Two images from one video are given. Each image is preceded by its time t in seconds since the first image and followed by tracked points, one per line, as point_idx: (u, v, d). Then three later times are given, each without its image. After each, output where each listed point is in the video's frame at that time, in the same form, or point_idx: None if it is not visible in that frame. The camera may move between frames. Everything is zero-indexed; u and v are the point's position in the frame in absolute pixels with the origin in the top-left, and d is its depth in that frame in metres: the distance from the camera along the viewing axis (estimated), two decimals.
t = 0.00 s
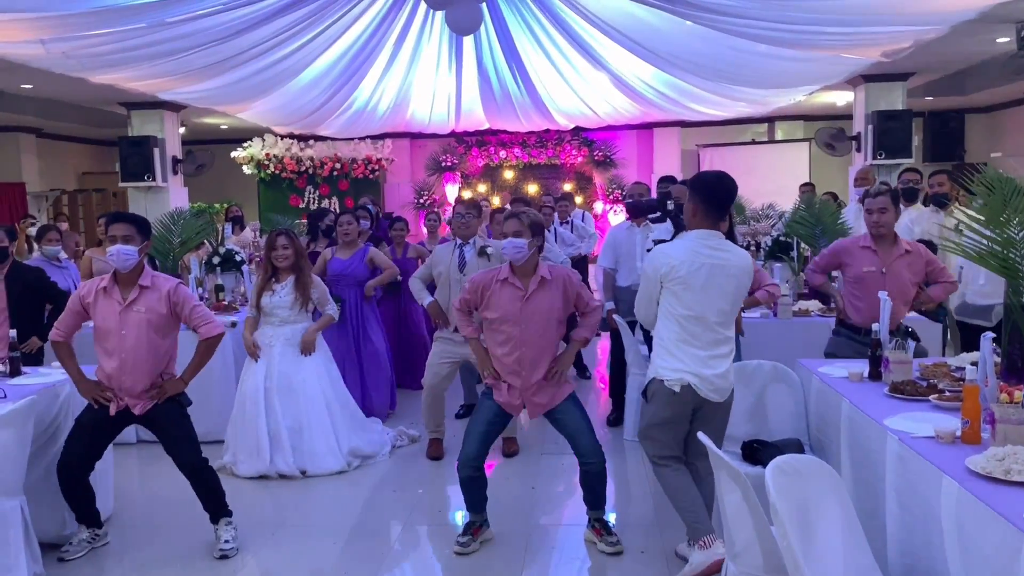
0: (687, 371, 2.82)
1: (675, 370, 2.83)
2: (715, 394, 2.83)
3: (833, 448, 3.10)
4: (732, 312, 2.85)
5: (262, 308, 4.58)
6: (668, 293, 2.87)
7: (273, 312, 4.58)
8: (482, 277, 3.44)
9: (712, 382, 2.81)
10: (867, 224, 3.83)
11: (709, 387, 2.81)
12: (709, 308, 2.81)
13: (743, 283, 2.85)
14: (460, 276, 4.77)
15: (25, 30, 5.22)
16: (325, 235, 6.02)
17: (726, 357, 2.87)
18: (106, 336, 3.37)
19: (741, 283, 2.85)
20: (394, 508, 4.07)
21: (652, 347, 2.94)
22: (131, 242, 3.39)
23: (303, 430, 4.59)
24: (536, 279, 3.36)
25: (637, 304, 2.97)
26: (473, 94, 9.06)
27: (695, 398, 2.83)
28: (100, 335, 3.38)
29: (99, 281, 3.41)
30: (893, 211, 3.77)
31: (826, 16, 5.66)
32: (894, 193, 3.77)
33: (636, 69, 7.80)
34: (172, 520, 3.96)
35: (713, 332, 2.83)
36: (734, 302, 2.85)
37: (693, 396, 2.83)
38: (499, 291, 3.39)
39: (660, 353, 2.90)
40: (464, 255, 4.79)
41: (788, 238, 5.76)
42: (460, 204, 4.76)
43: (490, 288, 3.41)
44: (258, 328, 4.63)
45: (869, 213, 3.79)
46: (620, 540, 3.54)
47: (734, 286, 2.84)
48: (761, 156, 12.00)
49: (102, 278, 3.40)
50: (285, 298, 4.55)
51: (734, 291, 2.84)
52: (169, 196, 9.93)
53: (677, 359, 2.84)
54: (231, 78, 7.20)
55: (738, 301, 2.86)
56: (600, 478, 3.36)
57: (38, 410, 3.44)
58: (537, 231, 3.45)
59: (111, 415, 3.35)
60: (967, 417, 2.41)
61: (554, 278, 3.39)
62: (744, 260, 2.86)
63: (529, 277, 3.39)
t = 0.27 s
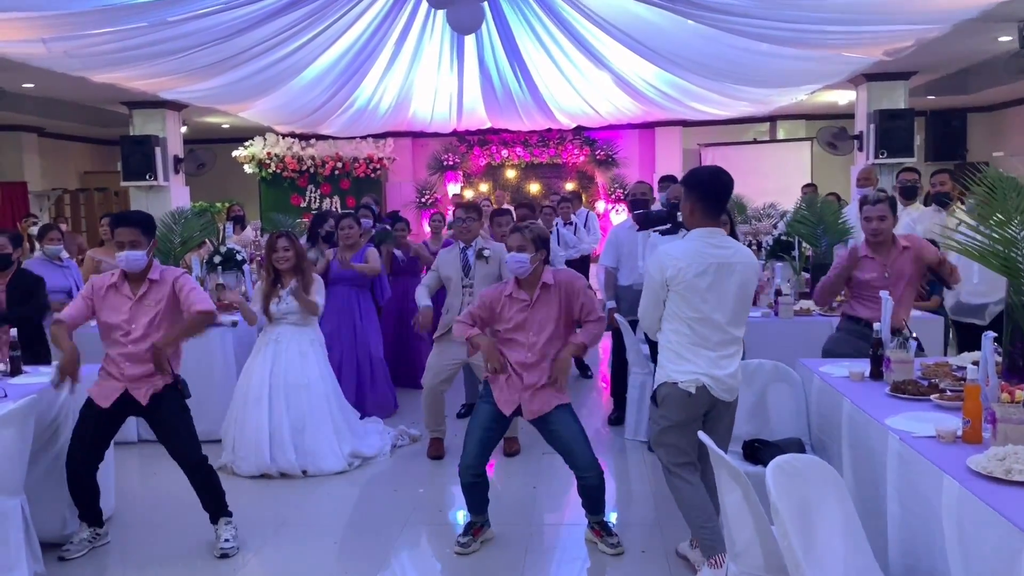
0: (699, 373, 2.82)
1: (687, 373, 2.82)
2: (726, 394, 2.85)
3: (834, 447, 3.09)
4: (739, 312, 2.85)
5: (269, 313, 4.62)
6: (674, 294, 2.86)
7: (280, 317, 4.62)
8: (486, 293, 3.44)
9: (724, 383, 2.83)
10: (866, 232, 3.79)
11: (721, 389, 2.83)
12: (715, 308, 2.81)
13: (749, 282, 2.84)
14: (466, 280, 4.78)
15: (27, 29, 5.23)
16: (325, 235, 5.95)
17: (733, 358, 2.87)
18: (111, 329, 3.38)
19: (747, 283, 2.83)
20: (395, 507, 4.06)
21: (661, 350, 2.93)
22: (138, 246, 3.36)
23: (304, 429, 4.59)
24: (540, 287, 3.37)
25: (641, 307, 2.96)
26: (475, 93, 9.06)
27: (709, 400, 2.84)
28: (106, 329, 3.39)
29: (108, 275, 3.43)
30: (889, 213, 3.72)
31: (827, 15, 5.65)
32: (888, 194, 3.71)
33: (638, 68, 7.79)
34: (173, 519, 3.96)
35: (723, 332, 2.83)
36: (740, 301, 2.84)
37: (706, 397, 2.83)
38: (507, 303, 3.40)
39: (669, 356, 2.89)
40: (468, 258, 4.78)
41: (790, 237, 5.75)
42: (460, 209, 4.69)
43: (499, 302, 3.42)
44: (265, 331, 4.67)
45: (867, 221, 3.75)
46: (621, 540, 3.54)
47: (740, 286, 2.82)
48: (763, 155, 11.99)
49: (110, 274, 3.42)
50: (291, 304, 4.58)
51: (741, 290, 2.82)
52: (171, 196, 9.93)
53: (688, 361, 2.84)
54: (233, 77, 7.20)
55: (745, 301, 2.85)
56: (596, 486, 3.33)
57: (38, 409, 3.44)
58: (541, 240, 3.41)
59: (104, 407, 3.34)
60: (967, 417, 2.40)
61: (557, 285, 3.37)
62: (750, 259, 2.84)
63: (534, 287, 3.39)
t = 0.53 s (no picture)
0: (710, 383, 2.80)
1: (697, 383, 2.80)
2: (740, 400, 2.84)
3: (834, 445, 3.09)
4: (747, 317, 2.83)
5: (265, 304, 4.60)
6: (680, 302, 2.81)
7: (275, 309, 4.60)
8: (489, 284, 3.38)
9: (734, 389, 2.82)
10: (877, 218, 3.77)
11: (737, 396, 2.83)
12: (721, 313, 2.78)
13: (755, 284, 2.82)
14: (462, 266, 4.75)
15: (26, 28, 5.22)
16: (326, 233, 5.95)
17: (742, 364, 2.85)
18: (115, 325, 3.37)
19: (752, 284, 2.81)
20: (396, 505, 4.06)
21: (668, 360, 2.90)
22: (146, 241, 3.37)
23: (304, 428, 4.59)
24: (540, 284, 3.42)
25: (646, 316, 2.90)
26: (475, 92, 9.06)
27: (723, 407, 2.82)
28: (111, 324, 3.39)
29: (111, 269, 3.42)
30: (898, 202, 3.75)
31: (827, 13, 5.64)
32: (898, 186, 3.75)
33: (638, 66, 7.79)
34: (173, 518, 3.96)
35: (731, 339, 2.81)
36: (748, 304, 2.82)
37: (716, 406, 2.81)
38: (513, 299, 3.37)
39: (679, 366, 2.85)
40: (466, 246, 4.80)
41: (790, 235, 5.75)
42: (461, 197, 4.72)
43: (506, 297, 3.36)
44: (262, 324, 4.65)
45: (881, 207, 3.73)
46: (621, 538, 3.53)
47: (747, 288, 2.80)
48: (763, 154, 11.98)
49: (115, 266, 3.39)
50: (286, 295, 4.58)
51: (747, 293, 2.80)
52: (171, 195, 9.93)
53: (699, 371, 2.81)
54: (232, 76, 7.19)
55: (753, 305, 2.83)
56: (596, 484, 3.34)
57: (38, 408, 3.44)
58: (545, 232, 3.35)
59: (119, 410, 3.33)
60: (968, 415, 2.40)
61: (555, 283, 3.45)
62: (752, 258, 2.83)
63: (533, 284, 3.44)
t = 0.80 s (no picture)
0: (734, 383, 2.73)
1: (725, 384, 2.72)
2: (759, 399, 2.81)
3: (838, 443, 3.09)
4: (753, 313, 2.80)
5: (270, 305, 4.60)
6: (702, 301, 2.71)
7: (280, 309, 4.61)
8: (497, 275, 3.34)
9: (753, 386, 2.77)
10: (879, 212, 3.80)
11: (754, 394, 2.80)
12: (740, 310, 2.72)
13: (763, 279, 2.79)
14: (468, 265, 4.73)
15: (30, 28, 5.23)
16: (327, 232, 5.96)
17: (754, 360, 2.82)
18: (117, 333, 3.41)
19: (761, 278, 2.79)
20: (400, 504, 4.07)
21: (690, 362, 2.78)
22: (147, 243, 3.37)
23: (308, 426, 4.60)
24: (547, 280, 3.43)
25: (666, 317, 2.74)
26: (477, 91, 9.06)
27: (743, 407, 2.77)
28: (115, 331, 3.43)
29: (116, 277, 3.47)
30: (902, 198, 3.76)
31: (831, 11, 5.64)
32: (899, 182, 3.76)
33: (641, 65, 7.78)
34: (178, 517, 3.97)
35: (745, 336, 2.76)
36: (757, 299, 2.78)
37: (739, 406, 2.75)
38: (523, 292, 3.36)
39: (704, 367, 2.75)
40: (470, 246, 4.77)
41: (793, 234, 5.75)
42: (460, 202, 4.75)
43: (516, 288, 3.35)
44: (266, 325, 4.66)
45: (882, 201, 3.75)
46: (626, 537, 3.54)
47: (757, 284, 2.77)
48: (766, 152, 11.97)
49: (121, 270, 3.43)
50: (292, 297, 4.58)
51: (757, 288, 2.77)
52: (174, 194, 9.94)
53: (725, 370, 2.74)
54: (236, 75, 7.20)
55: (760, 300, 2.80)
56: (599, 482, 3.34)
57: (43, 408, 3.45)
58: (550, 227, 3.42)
59: (114, 415, 3.36)
60: (972, 413, 2.41)
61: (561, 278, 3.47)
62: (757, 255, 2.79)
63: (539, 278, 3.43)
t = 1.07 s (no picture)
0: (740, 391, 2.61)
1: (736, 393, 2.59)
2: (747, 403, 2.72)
3: (839, 447, 3.08)
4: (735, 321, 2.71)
5: (274, 311, 4.61)
6: (715, 311, 2.53)
7: (283, 315, 4.61)
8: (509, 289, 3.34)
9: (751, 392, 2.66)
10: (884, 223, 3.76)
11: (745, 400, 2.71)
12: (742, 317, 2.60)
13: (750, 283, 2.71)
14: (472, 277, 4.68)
15: (31, 28, 5.23)
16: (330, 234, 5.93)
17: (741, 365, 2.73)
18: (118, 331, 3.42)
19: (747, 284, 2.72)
20: (401, 506, 4.06)
21: (698, 373, 2.59)
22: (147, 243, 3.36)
23: (309, 428, 4.60)
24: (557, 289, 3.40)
25: (680, 330, 2.51)
26: (479, 92, 9.06)
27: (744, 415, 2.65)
28: (118, 331, 3.43)
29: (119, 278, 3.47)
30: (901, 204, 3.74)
31: (833, 13, 5.63)
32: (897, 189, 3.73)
33: (643, 66, 7.78)
34: (178, 519, 3.97)
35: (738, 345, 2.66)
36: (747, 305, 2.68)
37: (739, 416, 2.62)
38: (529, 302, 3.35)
39: (714, 378, 2.58)
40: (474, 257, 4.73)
41: (795, 236, 5.74)
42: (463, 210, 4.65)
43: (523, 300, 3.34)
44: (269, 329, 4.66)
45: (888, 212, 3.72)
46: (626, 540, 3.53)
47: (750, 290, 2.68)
48: (768, 154, 11.96)
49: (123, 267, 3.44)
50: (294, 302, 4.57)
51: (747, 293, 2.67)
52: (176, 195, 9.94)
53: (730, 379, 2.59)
54: (238, 76, 7.20)
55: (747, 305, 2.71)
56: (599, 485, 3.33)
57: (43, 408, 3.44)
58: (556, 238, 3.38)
59: (113, 411, 3.34)
60: (975, 417, 2.39)
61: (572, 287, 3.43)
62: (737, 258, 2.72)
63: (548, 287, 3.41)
